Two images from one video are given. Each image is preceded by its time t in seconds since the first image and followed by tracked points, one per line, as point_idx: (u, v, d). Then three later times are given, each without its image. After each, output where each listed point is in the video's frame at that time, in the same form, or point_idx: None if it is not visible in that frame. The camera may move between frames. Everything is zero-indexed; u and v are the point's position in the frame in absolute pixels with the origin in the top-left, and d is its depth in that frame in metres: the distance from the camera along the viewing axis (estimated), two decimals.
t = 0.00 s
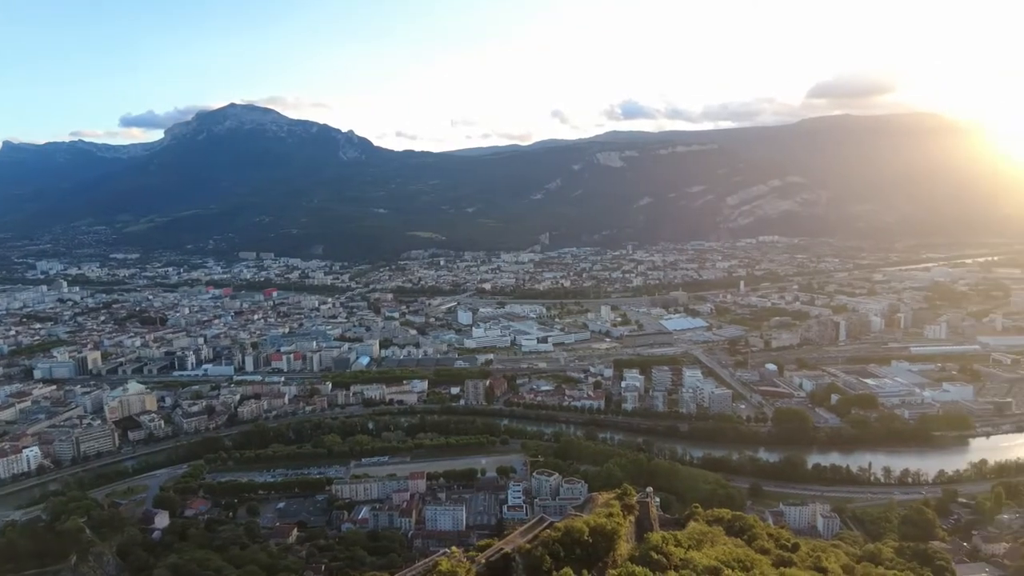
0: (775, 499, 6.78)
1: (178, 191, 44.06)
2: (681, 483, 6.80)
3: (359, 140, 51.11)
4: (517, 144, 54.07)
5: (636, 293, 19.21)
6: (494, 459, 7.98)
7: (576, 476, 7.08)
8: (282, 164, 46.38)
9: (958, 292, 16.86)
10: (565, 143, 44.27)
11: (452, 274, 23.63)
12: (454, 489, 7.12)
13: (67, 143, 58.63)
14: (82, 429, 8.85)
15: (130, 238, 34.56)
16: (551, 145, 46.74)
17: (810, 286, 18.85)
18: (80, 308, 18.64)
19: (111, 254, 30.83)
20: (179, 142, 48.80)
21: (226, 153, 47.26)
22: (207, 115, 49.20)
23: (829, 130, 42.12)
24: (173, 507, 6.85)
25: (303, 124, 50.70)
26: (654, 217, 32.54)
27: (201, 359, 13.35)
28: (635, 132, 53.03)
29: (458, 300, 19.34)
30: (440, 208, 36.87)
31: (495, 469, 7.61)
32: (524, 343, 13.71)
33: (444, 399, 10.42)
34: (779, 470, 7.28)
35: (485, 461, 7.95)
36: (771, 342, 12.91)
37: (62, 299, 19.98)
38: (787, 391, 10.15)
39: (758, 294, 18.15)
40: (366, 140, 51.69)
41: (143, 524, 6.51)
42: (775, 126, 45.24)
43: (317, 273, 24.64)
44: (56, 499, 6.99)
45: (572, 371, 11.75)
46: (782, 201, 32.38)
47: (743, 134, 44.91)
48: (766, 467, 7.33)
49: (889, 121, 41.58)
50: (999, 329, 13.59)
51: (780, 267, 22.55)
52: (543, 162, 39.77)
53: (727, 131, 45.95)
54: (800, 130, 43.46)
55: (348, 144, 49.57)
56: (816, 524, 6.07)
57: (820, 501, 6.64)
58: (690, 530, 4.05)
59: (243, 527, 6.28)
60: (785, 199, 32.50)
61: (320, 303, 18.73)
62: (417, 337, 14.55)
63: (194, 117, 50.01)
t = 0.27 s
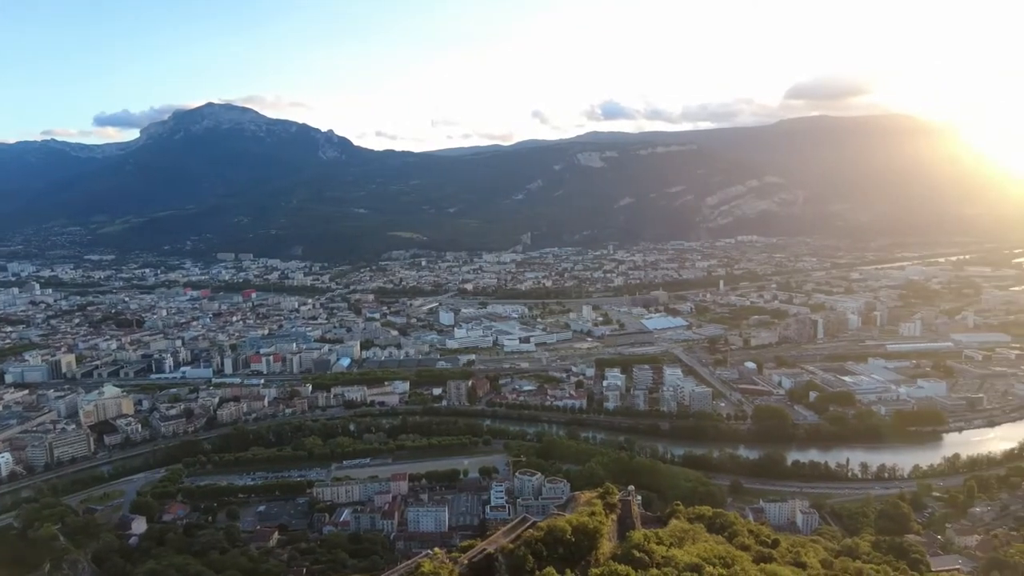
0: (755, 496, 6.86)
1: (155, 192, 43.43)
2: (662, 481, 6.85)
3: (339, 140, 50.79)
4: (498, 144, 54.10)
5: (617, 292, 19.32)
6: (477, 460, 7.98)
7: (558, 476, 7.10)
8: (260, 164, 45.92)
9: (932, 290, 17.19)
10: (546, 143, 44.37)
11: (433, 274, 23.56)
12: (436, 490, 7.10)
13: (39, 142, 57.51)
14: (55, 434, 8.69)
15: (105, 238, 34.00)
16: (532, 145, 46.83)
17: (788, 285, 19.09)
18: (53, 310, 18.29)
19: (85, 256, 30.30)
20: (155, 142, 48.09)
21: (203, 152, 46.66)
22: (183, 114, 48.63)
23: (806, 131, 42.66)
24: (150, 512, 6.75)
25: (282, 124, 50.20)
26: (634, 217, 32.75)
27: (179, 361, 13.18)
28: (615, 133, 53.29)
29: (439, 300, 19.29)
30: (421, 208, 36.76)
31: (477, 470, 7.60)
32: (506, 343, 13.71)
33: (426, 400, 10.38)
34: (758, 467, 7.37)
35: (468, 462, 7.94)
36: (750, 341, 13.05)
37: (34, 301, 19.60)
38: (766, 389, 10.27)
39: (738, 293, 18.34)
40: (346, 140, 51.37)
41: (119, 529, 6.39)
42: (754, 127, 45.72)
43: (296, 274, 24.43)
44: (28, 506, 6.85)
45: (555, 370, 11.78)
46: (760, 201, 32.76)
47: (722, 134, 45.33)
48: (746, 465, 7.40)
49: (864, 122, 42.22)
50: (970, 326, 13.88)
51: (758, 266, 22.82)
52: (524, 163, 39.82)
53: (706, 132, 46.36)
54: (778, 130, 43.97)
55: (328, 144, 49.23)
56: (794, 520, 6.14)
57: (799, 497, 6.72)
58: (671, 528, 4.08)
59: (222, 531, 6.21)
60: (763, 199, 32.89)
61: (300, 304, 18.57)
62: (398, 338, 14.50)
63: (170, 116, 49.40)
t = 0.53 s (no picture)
0: (733, 493, 6.94)
1: (127, 192, 42.62)
2: (641, 479, 6.90)
3: (316, 140, 50.32)
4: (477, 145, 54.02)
5: (596, 293, 19.39)
6: (457, 461, 7.96)
7: (538, 475, 7.12)
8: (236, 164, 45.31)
9: (903, 289, 17.52)
10: (525, 144, 44.40)
11: (412, 275, 23.46)
12: (416, 491, 7.07)
13: (6, 141, 56.06)
14: (24, 440, 8.50)
15: (76, 239, 33.30)
16: (511, 145, 46.85)
17: (763, 284, 19.34)
18: (21, 313, 17.86)
19: (55, 257, 29.62)
20: (127, 141, 47.19)
21: (176, 151, 45.88)
22: (156, 113, 47.82)
23: (782, 132, 43.21)
24: (124, 518, 6.62)
25: (258, 123, 49.58)
26: (613, 217, 32.92)
27: (153, 365, 12.97)
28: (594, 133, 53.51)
29: (419, 301, 19.22)
30: (400, 208, 36.58)
31: (457, 471, 7.59)
32: (486, 343, 13.70)
33: (406, 401, 10.33)
34: (736, 464, 7.46)
35: (447, 463, 7.91)
36: (727, 340, 13.20)
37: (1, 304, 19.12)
38: (742, 387, 10.40)
39: (715, 292, 18.55)
40: (323, 139, 50.91)
41: (91, 536, 6.26)
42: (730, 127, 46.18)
43: (273, 275, 24.14)
44: None
45: (534, 370, 11.80)
46: (736, 202, 33.15)
47: (699, 134, 45.70)
48: (724, 462, 7.49)
49: (837, 124, 42.90)
50: (940, 324, 14.18)
51: (735, 266, 23.09)
52: (503, 163, 39.82)
53: (684, 133, 46.70)
54: (755, 131, 44.46)
55: (304, 144, 48.77)
56: (772, 516, 6.21)
57: (777, 494, 6.81)
58: (650, 526, 4.11)
59: (198, 536, 6.13)
60: (739, 200, 33.29)
61: (277, 305, 18.35)
62: (377, 339, 14.40)
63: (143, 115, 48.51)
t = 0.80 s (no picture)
0: (714, 491, 7.00)
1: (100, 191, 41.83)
2: (623, 477, 6.94)
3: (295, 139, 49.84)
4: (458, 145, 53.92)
5: (577, 292, 19.45)
6: (439, 462, 7.94)
7: (520, 475, 7.13)
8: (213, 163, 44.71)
9: (879, 288, 17.80)
10: (506, 144, 44.39)
11: (393, 275, 23.33)
12: (398, 493, 7.03)
13: None
14: None
15: (48, 239, 32.60)
16: (493, 146, 46.82)
17: (743, 284, 19.53)
18: None
19: (26, 258, 28.96)
20: (101, 139, 46.32)
21: (152, 150, 45.13)
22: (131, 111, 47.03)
23: (760, 133, 43.73)
24: (100, 523, 6.51)
25: (236, 122, 48.96)
26: (594, 217, 33.03)
27: (129, 367, 12.76)
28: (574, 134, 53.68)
29: (400, 301, 19.13)
30: (381, 208, 36.37)
31: (439, 472, 7.57)
32: (468, 343, 13.69)
33: (387, 403, 10.28)
34: (716, 463, 7.53)
35: (429, 464, 7.88)
36: (707, 339, 13.32)
37: None
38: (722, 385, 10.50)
39: (694, 292, 18.70)
40: (302, 139, 50.45)
41: (65, 543, 6.15)
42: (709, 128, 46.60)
43: (251, 275, 23.86)
44: None
45: (516, 370, 11.80)
46: (715, 202, 33.46)
47: (679, 135, 46.05)
48: (705, 461, 7.55)
49: (814, 125, 43.51)
50: (915, 322, 14.44)
51: (714, 266, 23.30)
52: (484, 163, 39.77)
53: (663, 134, 47.04)
54: (734, 132, 44.94)
55: (283, 143, 48.32)
56: (752, 513, 6.27)
57: (756, 491, 6.89)
58: (632, 524, 4.13)
59: (176, 540, 6.05)
60: (719, 201, 33.62)
61: (256, 306, 18.16)
62: (358, 340, 14.30)
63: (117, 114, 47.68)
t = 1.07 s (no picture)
0: (697, 489, 7.05)
1: (77, 191, 41.09)
2: (607, 476, 6.97)
3: (277, 138, 49.43)
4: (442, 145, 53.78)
5: (561, 292, 19.48)
6: (423, 462, 7.92)
7: (505, 475, 7.13)
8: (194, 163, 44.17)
9: (859, 288, 18.03)
10: (490, 144, 44.35)
11: (377, 276, 23.21)
12: (382, 494, 7.01)
13: None
14: None
15: (23, 240, 31.97)
16: (476, 146, 46.77)
17: (725, 283, 19.69)
18: None
19: None
20: (79, 137, 45.57)
21: (131, 149, 44.47)
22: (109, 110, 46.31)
23: (742, 134, 44.12)
24: (78, 529, 6.40)
25: (217, 121, 48.47)
26: (578, 218, 33.10)
27: (108, 369, 12.58)
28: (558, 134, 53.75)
29: (384, 302, 19.05)
30: (364, 208, 36.18)
31: (424, 472, 7.55)
32: (452, 344, 13.66)
33: (371, 404, 10.24)
34: (699, 461, 7.59)
35: (413, 465, 7.86)
36: (690, 338, 13.41)
37: None
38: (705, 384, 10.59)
39: (678, 292, 18.82)
40: (284, 138, 50.03)
41: (41, 549, 6.04)
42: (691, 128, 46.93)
43: (233, 276, 23.60)
44: None
45: (501, 371, 11.80)
46: (697, 203, 33.69)
47: (662, 136, 46.30)
48: (688, 460, 7.61)
49: (794, 126, 43.95)
50: (893, 320, 14.64)
51: (696, 265, 23.45)
52: (468, 163, 39.70)
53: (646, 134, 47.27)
54: (716, 133, 45.32)
55: (265, 142, 47.88)
56: (735, 511, 6.32)
57: (738, 489, 6.95)
58: (616, 523, 4.15)
59: (157, 545, 5.98)
60: (701, 201, 33.86)
61: (237, 307, 17.98)
62: (341, 341, 14.22)
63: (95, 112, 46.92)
